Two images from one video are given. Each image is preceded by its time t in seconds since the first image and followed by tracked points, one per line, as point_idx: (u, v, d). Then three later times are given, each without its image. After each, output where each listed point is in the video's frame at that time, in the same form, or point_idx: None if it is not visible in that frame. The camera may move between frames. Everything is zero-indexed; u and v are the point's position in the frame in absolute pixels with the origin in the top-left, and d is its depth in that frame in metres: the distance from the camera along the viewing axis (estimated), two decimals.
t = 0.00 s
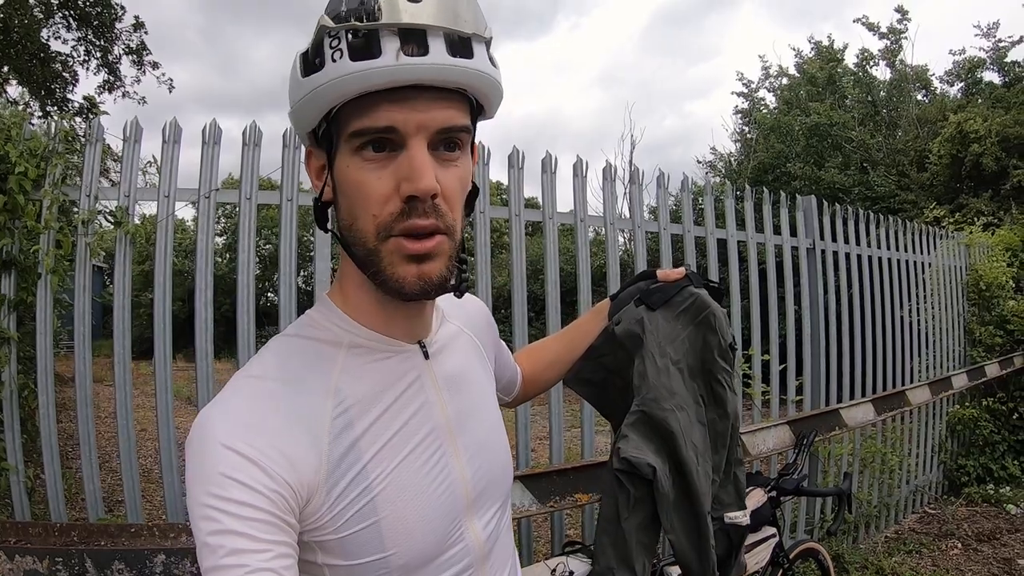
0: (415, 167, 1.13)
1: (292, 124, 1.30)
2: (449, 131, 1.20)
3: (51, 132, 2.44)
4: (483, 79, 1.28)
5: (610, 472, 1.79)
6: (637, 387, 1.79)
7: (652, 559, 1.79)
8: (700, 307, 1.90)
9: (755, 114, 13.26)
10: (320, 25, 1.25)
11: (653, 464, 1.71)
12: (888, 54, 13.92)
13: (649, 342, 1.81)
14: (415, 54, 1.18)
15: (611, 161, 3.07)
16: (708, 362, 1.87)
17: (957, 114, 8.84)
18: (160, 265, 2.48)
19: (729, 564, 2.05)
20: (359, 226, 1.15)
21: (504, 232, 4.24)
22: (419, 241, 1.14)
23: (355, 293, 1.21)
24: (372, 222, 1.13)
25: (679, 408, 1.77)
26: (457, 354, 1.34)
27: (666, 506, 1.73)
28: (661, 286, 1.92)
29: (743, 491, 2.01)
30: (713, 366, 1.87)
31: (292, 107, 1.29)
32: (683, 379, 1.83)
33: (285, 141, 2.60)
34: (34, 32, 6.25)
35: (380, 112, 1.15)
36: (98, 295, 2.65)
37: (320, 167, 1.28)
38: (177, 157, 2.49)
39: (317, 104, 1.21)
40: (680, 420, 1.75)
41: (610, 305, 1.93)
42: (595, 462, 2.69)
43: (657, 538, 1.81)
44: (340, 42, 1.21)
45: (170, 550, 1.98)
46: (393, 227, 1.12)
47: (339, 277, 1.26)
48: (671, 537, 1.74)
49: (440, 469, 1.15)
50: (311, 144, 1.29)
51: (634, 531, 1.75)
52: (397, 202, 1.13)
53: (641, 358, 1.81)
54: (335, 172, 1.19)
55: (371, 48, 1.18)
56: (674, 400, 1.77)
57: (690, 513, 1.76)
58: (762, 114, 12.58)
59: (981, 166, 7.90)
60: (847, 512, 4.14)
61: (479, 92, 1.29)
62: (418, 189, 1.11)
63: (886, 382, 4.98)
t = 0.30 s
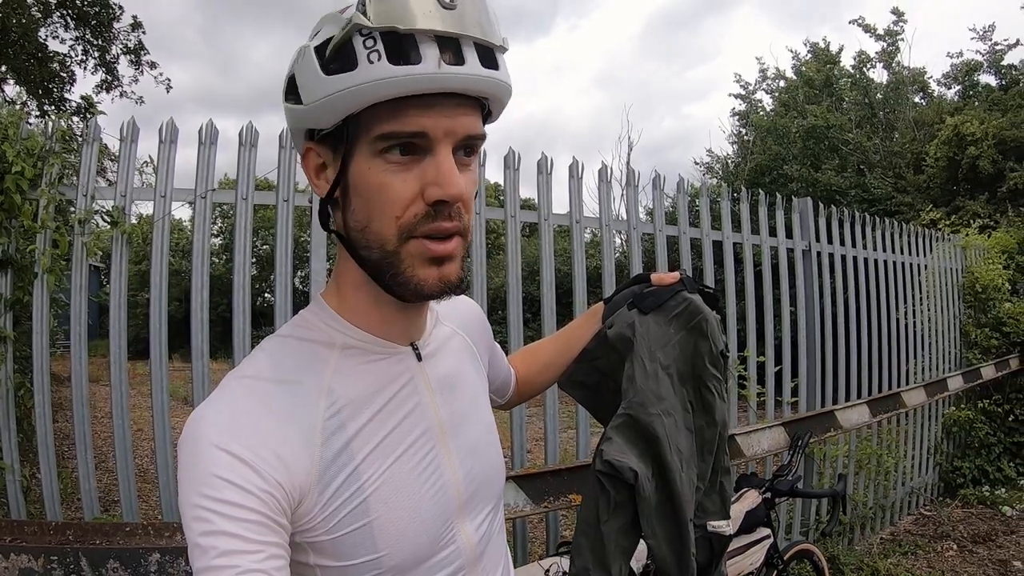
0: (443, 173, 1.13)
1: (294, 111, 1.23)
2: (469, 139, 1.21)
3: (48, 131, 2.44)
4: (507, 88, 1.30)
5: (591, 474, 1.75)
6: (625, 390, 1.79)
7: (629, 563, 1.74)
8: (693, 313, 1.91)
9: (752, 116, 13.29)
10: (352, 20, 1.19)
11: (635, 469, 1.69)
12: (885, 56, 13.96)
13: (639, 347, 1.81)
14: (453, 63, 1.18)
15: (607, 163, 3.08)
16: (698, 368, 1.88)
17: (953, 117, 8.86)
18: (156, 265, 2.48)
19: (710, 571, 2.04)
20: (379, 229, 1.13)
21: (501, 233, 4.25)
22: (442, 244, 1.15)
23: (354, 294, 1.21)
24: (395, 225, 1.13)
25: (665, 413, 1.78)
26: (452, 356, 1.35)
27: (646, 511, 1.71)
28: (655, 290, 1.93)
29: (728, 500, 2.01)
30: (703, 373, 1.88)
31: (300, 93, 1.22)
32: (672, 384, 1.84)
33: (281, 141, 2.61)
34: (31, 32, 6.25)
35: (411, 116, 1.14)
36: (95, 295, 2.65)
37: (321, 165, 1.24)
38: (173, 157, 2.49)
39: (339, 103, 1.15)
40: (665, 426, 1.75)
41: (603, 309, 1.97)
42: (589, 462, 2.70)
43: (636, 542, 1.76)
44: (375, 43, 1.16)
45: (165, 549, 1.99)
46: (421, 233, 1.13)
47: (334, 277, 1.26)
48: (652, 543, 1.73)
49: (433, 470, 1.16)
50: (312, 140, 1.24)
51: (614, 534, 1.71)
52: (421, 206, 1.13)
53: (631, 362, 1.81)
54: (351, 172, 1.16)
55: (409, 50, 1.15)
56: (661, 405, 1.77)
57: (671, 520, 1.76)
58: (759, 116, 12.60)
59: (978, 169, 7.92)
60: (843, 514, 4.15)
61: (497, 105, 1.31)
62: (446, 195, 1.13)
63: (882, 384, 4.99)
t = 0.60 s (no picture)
0: (483, 172, 1.16)
1: (320, 104, 1.18)
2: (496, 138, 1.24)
3: (47, 131, 2.45)
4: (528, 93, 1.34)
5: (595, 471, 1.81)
6: (625, 386, 1.80)
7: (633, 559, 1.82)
8: (689, 308, 1.92)
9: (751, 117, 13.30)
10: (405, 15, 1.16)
11: (638, 464, 1.73)
12: (883, 57, 13.97)
13: (638, 343, 1.81)
14: (498, 67, 1.21)
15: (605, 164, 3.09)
16: (696, 362, 1.89)
17: (951, 118, 8.87)
18: (154, 265, 2.49)
19: (712, 564, 2.02)
20: (417, 228, 1.13)
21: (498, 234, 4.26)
22: (480, 243, 1.18)
23: (359, 296, 1.21)
24: (438, 224, 1.13)
25: (666, 408, 1.79)
26: (450, 355, 1.35)
27: (651, 506, 1.76)
28: (651, 285, 1.92)
29: (728, 492, 2.03)
30: (701, 367, 1.89)
31: (336, 86, 1.17)
32: (671, 379, 1.85)
33: (280, 141, 2.62)
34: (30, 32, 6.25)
35: (455, 117, 1.15)
36: (94, 295, 2.66)
37: (334, 163, 1.21)
38: (171, 157, 2.50)
39: (386, 100, 1.12)
40: (666, 421, 1.77)
41: (599, 305, 1.93)
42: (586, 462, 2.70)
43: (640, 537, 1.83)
44: (430, 42, 1.15)
45: (161, 547, 1.99)
46: (463, 232, 1.15)
47: (335, 276, 1.25)
48: (656, 537, 1.77)
49: (431, 470, 1.16)
50: (330, 135, 1.20)
51: (618, 530, 1.78)
52: (461, 204, 1.14)
53: (630, 358, 1.82)
54: (386, 171, 1.14)
55: (460, 50, 1.16)
56: (661, 400, 1.78)
57: (675, 516, 1.79)
58: (758, 117, 12.61)
59: (976, 170, 7.92)
60: (840, 514, 4.16)
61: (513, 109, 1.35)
62: (486, 194, 1.15)
63: (879, 384, 4.99)
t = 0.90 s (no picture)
0: (417, 150, 1.14)
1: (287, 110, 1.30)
2: (451, 118, 1.21)
3: (45, 133, 2.46)
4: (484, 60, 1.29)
5: (601, 466, 1.80)
6: (627, 380, 1.81)
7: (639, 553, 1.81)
8: (687, 302, 1.93)
9: (748, 118, 13.33)
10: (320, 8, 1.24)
11: (644, 457, 1.74)
12: (880, 58, 14.00)
13: (638, 337, 1.83)
14: (417, 37, 1.18)
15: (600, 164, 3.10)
16: (696, 356, 1.91)
17: (948, 118, 8.89)
18: (151, 265, 2.50)
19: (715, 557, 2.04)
20: (360, 214, 1.16)
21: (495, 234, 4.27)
22: (420, 222, 1.16)
23: (352, 286, 1.22)
24: (374, 206, 1.15)
25: (668, 401, 1.80)
26: (450, 351, 1.36)
27: (658, 499, 1.76)
28: (647, 281, 1.93)
29: (729, 484, 2.04)
30: (700, 360, 1.90)
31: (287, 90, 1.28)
32: (671, 372, 1.86)
33: (276, 141, 2.63)
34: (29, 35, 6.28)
35: (379, 98, 1.16)
36: (91, 296, 2.67)
37: (316, 160, 1.28)
38: (168, 158, 2.51)
39: (315, 92, 1.20)
40: (669, 414, 1.78)
41: (595, 302, 1.96)
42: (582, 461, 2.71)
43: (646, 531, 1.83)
44: (339, 27, 1.20)
45: (158, 545, 2.01)
46: (397, 211, 1.15)
47: (335, 269, 1.27)
48: (662, 530, 1.77)
49: (429, 463, 1.18)
50: (305, 136, 1.30)
51: (625, 524, 1.78)
52: (398, 184, 1.14)
53: (630, 352, 1.83)
54: (336, 161, 1.20)
55: (377, 28, 1.18)
56: (663, 393, 1.80)
57: (681, 508, 1.80)
58: (755, 118, 12.64)
59: (973, 170, 7.94)
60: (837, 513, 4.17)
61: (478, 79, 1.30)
62: (420, 171, 1.14)
63: (877, 383, 5.00)
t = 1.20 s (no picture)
0: (384, 150, 1.15)
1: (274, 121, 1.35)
2: (422, 117, 1.22)
3: (41, 138, 2.47)
4: (451, 54, 1.30)
5: (601, 467, 1.80)
6: (628, 382, 1.82)
7: (638, 554, 1.81)
8: (688, 304, 1.94)
9: (745, 118, 13.35)
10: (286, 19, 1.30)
11: (645, 459, 1.74)
12: (876, 57, 14.02)
13: (639, 339, 1.83)
14: (375, 37, 1.21)
15: (595, 165, 3.11)
16: (697, 358, 1.91)
17: (944, 117, 8.90)
18: (147, 269, 2.50)
19: (713, 559, 2.04)
20: (337, 217, 1.18)
21: (491, 236, 4.27)
22: (390, 223, 1.15)
23: (342, 287, 1.23)
24: (348, 210, 1.16)
25: (669, 403, 1.80)
26: (446, 353, 1.36)
27: (658, 500, 1.76)
28: (649, 284, 1.94)
29: (728, 487, 2.05)
30: (701, 363, 1.91)
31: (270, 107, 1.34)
32: (671, 374, 1.86)
33: (271, 146, 2.64)
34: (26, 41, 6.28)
35: (346, 102, 1.19)
36: (88, 301, 2.67)
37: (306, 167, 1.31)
38: (164, 163, 2.52)
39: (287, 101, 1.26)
40: (670, 416, 1.78)
41: (596, 304, 1.96)
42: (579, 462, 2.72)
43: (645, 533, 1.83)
44: (301, 34, 1.26)
45: (155, 547, 2.03)
46: (367, 213, 1.15)
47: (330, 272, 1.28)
48: (661, 532, 1.77)
49: (425, 464, 1.18)
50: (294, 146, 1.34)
51: (626, 526, 1.78)
52: (370, 187, 1.15)
53: (631, 354, 1.83)
54: (314, 167, 1.22)
55: (333, 33, 1.23)
56: (664, 395, 1.80)
57: (680, 510, 1.80)
58: (752, 119, 12.65)
59: (969, 168, 7.95)
60: (836, 512, 4.17)
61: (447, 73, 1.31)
62: (386, 174, 1.13)
63: (875, 382, 5.00)
